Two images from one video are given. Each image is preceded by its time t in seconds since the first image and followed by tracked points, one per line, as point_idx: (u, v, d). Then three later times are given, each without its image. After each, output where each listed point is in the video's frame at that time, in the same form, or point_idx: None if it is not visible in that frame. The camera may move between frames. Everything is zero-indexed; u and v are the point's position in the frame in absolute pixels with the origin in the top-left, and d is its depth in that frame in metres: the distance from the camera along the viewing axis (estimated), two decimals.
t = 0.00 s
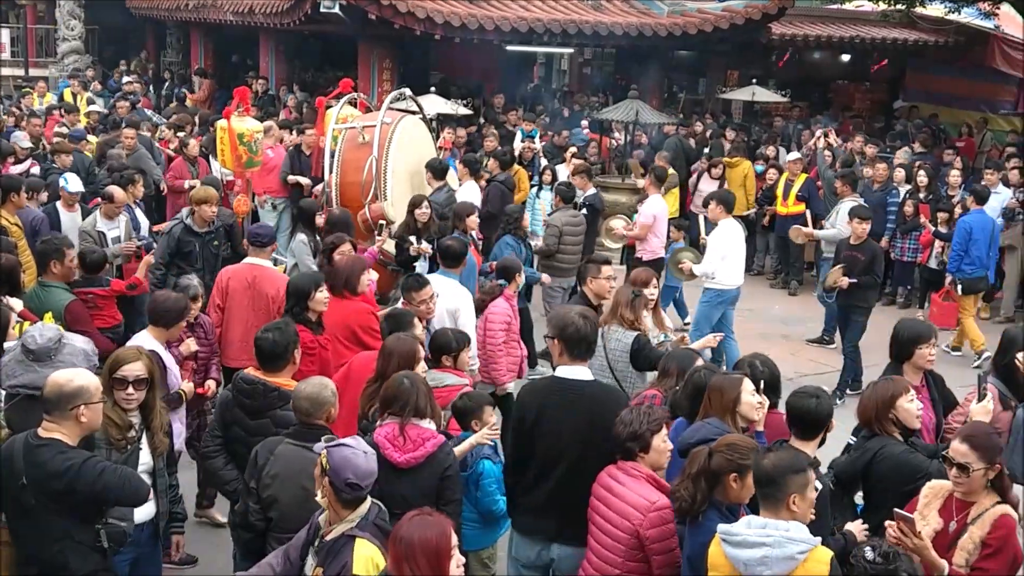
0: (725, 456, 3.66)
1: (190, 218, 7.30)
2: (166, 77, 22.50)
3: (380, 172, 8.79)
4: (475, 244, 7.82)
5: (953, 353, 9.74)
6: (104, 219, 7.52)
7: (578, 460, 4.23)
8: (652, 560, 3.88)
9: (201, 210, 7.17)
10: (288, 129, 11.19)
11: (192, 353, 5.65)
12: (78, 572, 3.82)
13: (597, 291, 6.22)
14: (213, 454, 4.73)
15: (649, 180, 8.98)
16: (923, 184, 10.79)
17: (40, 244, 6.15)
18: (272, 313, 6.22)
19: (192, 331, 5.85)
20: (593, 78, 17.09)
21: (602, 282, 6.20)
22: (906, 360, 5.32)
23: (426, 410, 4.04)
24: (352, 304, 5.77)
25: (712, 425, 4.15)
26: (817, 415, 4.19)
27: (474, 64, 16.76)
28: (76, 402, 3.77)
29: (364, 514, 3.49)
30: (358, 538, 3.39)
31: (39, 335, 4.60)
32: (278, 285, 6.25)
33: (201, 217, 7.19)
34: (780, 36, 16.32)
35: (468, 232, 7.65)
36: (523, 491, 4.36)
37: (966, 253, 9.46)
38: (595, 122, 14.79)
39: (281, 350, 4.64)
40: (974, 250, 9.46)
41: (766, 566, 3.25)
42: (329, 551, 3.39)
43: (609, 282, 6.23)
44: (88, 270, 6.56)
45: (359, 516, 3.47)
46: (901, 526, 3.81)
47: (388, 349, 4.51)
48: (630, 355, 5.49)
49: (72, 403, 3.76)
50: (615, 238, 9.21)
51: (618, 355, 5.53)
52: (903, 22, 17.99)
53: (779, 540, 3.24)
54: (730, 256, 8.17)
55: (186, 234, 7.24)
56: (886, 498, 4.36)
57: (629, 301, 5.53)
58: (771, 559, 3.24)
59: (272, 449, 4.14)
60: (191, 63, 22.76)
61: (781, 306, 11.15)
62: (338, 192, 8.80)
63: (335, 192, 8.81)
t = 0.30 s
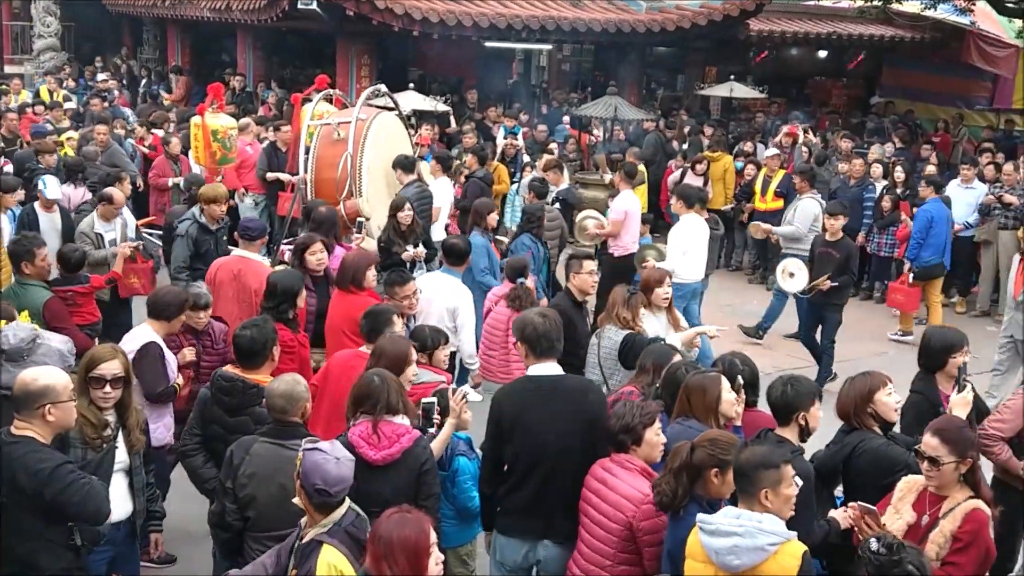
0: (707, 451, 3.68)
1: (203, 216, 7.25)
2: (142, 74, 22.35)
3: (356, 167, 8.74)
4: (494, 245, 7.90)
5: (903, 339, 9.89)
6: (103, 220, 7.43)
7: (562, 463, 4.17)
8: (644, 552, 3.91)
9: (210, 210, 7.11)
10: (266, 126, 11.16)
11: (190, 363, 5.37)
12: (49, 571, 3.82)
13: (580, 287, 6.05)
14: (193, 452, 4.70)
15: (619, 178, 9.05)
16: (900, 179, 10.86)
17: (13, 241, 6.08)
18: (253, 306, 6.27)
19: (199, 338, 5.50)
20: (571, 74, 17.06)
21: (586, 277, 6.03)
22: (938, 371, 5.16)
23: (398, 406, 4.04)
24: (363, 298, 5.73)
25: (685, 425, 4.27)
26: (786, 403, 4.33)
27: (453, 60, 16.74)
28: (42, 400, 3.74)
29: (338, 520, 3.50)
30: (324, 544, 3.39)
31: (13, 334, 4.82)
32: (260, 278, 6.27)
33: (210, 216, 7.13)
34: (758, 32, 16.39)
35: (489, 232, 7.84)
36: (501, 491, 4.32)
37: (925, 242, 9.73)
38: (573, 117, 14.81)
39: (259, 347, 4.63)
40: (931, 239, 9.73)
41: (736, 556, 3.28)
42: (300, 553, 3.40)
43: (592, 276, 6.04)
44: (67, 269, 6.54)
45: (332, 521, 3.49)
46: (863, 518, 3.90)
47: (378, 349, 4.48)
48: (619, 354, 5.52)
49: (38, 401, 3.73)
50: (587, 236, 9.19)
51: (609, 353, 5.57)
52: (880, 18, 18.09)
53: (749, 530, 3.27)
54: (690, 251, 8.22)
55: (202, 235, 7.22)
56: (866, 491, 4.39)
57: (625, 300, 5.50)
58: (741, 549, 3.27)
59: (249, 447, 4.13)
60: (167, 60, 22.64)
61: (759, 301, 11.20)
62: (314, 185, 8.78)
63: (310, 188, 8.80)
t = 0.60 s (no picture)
0: (692, 448, 3.69)
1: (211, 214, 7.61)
2: (121, 72, 22.21)
3: (330, 165, 8.73)
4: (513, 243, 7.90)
5: (856, 331, 10.16)
6: (108, 219, 7.42)
7: (541, 458, 4.16)
8: (620, 544, 3.91)
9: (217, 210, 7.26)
10: (247, 122, 11.11)
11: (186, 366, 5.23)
12: (28, 572, 3.80)
13: (562, 286, 6.00)
14: (175, 452, 4.70)
15: (588, 175, 9.15)
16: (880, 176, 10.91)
17: None
18: (231, 301, 6.20)
19: (203, 342, 5.33)
20: (551, 72, 16.74)
21: (568, 276, 6.00)
22: (979, 381, 4.86)
23: (377, 403, 4.03)
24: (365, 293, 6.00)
25: (669, 428, 4.28)
26: (773, 395, 4.35)
27: (434, 58, 16.72)
28: (19, 400, 3.71)
29: (322, 522, 3.48)
30: (308, 547, 3.38)
31: None
32: (240, 274, 6.23)
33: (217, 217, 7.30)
34: (738, 30, 16.43)
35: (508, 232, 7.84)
36: (480, 490, 4.26)
37: (881, 238, 10.04)
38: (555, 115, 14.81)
39: (240, 346, 4.57)
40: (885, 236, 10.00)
41: (708, 549, 3.30)
42: (283, 555, 3.39)
43: (574, 275, 6.01)
44: (48, 267, 6.50)
45: (316, 524, 3.47)
46: (840, 511, 4.03)
47: (392, 354, 4.42)
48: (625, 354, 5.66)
49: (15, 401, 3.70)
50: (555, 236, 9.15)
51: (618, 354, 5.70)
52: (859, 15, 18.14)
53: (722, 524, 3.29)
54: (661, 251, 8.18)
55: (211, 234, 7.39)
56: (849, 488, 4.42)
57: (636, 302, 5.74)
58: (713, 543, 3.28)
59: (228, 447, 4.11)
60: (147, 57, 22.53)
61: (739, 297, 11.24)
62: (288, 183, 8.72)
63: (283, 185, 8.76)
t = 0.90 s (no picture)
0: (670, 445, 3.68)
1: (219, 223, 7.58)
2: (102, 71, 22.11)
3: (302, 163, 8.68)
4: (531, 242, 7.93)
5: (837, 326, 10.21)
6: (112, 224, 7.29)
7: (514, 456, 4.16)
8: (601, 542, 3.91)
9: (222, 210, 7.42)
10: (227, 121, 11.09)
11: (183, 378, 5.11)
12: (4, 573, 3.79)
13: (543, 287, 5.97)
14: (155, 452, 4.66)
15: (564, 173, 9.15)
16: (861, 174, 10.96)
17: None
18: (209, 297, 6.20)
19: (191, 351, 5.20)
20: (535, 70, 16.90)
21: (547, 277, 5.95)
22: (1017, 388, 4.59)
23: (340, 398, 4.10)
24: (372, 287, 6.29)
25: (660, 420, 4.28)
26: (760, 392, 4.37)
27: (416, 56, 16.72)
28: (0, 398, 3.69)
29: (302, 519, 3.48)
30: (289, 544, 3.38)
31: None
32: (218, 269, 6.24)
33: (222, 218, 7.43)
34: (719, 28, 16.49)
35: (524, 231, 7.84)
36: (455, 486, 4.25)
37: (845, 228, 10.29)
38: (538, 112, 14.84)
39: (221, 344, 4.60)
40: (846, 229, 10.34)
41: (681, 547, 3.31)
42: (263, 553, 3.39)
43: (555, 277, 5.97)
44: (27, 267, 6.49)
45: (296, 521, 3.47)
46: (823, 513, 3.97)
47: (398, 355, 4.34)
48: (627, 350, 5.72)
49: None
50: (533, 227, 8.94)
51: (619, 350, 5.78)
52: (840, 13, 18.22)
53: (696, 521, 3.31)
54: (634, 248, 8.19)
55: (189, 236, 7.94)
56: (832, 483, 4.43)
57: (643, 302, 5.83)
58: (686, 540, 3.30)
59: (207, 446, 4.10)
60: (127, 55, 22.44)
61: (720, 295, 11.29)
62: (260, 181, 8.69)
63: (257, 183, 8.69)
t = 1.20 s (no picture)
0: (650, 438, 3.70)
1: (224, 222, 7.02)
2: (79, 69, 21.99)
3: (271, 161, 8.67)
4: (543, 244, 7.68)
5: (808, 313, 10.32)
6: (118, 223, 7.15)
7: (494, 453, 4.16)
8: (585, 539, 3.92)
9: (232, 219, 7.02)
10: (205, 118, 11.06)
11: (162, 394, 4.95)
12: None
13: (531, 285, 5.92)
14: (133, 450, 4.62)
15: (538, 171, 9.16)
16: (840, 170, 11.02)
17: None
18: (192, 291, 6.20)
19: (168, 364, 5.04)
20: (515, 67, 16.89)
21: (534, 275, 5.91)
22: None
23: (304, 393, 4.18)
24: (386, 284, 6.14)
25: (638, 416, 4.28)
26: (742, 387, 4.40)
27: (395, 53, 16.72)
28: None
29: (275, 516, 3.50)
30: (261, 540, 3.37)
31: None
32: (196, 262, 6.22)
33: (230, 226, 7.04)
34: (699, 24, 16.55)
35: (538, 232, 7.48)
36: (434, 481, 4.23)
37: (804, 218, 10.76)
38: (518, 110, 14.86)
39: (200, 341, 4.59)
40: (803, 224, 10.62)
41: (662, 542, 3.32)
42: (237, 548, 3.40)
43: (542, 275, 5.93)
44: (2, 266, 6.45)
45: (269, 518, 3.49)
46: (797, 506, 3.86)
47: (389, 348, 4.29)
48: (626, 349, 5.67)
49: None
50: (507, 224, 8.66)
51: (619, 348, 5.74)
52: (819, 10, 18.28)
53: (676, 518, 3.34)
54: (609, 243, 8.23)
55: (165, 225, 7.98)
56: (809, 477, 4.46)
57: (647, 300, 5.79)
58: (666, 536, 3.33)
59: (185, 445, 4.10)
60: (106, 52, 22.36)
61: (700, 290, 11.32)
62: (229, 178, 8.72)
63: (226, 179, 8.76)
